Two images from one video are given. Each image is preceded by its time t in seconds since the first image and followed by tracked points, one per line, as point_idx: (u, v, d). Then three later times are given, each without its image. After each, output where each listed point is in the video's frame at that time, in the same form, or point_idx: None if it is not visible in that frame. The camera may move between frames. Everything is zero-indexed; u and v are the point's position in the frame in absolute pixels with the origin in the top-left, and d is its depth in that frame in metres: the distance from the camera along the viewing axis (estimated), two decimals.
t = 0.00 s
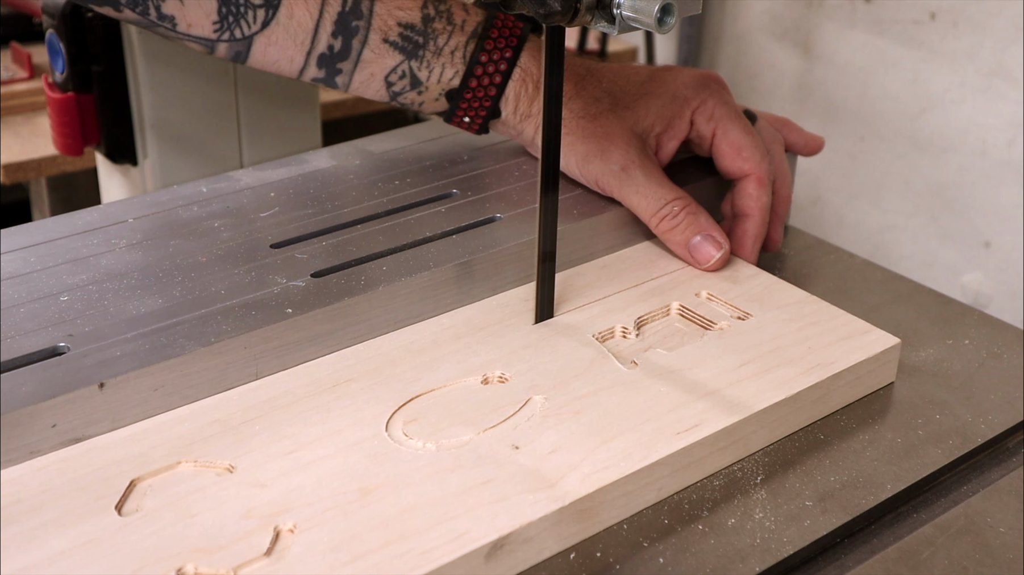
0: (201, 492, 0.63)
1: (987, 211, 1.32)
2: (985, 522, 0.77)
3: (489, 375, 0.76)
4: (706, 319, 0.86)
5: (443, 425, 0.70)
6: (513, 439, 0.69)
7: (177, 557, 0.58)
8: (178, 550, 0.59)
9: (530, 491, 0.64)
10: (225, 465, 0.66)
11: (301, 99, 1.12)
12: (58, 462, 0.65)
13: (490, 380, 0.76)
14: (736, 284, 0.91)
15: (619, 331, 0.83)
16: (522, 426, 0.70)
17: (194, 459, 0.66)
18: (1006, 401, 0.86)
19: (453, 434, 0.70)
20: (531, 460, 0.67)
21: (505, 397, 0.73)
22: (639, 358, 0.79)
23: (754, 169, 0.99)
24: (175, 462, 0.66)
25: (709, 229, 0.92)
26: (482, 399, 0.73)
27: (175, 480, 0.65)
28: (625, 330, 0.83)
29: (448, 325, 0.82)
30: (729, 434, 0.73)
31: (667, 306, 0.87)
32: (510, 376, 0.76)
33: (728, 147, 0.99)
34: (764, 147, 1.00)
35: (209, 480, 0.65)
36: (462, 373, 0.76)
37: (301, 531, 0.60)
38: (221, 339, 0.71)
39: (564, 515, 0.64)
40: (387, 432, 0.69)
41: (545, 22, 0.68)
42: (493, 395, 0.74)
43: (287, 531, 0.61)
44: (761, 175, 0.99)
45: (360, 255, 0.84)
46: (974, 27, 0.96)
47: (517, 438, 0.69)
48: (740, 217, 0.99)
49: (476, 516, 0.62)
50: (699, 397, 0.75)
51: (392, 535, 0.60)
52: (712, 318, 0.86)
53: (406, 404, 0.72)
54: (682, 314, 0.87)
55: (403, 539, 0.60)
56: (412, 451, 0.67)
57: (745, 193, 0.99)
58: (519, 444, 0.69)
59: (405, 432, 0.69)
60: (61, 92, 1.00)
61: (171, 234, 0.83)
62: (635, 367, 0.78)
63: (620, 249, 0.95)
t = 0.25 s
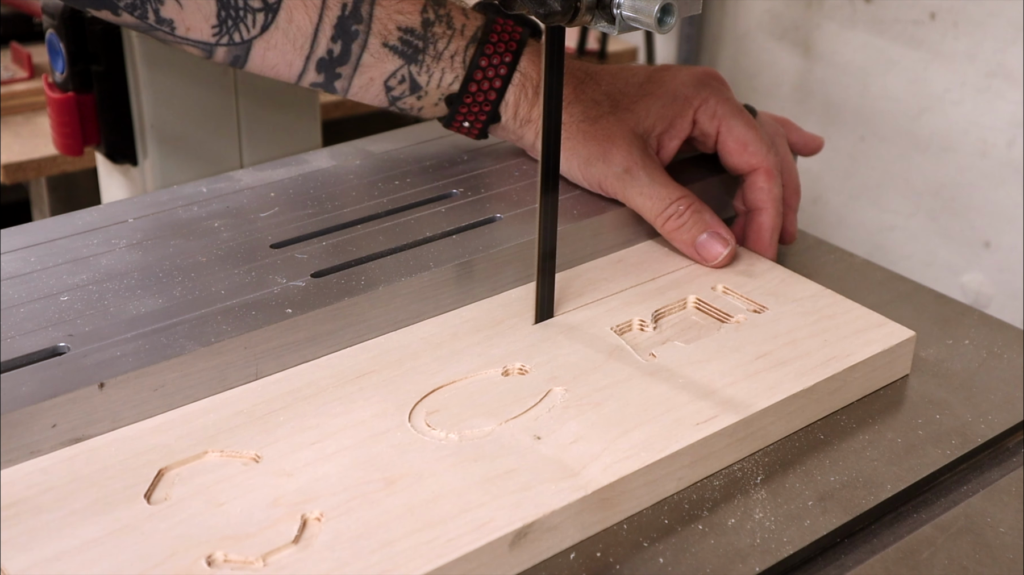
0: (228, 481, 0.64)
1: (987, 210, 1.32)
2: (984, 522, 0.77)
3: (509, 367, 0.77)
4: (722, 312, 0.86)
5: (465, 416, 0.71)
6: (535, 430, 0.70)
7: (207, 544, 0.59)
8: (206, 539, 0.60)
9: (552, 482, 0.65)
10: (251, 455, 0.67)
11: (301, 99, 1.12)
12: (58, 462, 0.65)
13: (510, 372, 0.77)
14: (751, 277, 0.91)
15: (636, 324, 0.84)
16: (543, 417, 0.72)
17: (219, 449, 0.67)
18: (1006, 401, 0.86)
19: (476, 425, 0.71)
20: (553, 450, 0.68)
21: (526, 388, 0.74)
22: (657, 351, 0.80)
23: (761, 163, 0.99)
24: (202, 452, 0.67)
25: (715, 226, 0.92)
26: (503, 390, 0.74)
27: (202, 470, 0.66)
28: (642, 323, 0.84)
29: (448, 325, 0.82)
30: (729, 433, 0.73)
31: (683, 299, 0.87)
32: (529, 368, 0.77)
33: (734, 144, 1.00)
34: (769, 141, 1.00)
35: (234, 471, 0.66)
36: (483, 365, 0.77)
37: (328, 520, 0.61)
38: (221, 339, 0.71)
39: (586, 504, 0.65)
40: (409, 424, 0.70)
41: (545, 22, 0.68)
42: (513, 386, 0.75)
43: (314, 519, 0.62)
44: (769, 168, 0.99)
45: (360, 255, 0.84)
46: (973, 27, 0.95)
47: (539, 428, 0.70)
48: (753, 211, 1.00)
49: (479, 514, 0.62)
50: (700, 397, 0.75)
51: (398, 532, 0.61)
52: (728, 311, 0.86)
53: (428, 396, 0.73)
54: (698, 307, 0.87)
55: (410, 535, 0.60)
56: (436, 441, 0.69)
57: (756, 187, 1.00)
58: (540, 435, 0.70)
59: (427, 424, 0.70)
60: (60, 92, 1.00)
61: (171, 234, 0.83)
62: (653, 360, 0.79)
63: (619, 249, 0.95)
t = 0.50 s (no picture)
0: (257, 470, 0.65)
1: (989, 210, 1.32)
2: (984, 522, 0.77)
3: (530, 359, 0.78)
4: (739, 305, 0.87)
5: (488, 406, 0.72)
6: (558, 420, 0.71)
7: (238, 531, 0.60)
8: (236, 526, 0.61)
9: (575, 470, 0.67)
10: (278, 444, 0.68)
11: (302, 101, 1.12)
12: (58, 462, 0.65)
13: (530, 363, 0.78)
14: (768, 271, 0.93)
15: (654, 317, 0.85)
16: (565, 408, 0.73)
17: (246, 439, 0.68)
18: (1006, 401, 0.86)
19: (498, 415, 0.72)
20: (576, 440, 0.69)
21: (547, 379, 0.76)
22: (676, 342, 0.81)
23: (773, 168, 0.99)
24: (229, 441, 0.68)
25: (713, 233, 0.90)
26: (524, 381, 0.75)
27: (229, 459, 0.67)
28: (660, 316, 0.85)
29: (448, 325, 0.82)
30: (729, 433, 0.73)
31: (700, 292, 0.89)
32: (550, 360, 0.78)
33: (741, 152, 0.99)
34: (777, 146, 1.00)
35: (261, 459, 0.67)
36: (505, 356, 0.78)
37: (356, 507, 0.62)
38: (221, 339, 0.71)
39: (609, 493, 0.66)
40: (433, 413, 0.71)
41: (545, 22, 0.68)
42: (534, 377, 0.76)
43: (342, 507, 0.63)
44: (782, 171, 0.99)
45: (360, 255, 0.84)
46: (973, 27, 0.95)
47: (561, 419, 0.71)
48: (779, 214, 1.00)
49: (483, 511, 0.63)
50: (700, 397, 0.75)
51: (404, 529, 0.61)
52: (745, 304, 0.88)
53: (450, 386, 0.74)
54: (715, 301, 0.89)
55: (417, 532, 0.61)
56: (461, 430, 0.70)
57: (773, 189, 0.99)
58: (563, 425, 0.71)
59: (450, 414, 0.71)
60: (60, 92, 1.00)
61: (171, 234, 0.83)
62: (671, 351, 0.80)
63: (619, 250, 0.95)
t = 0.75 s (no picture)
0: (279, 461, 0.66)
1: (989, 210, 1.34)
2: (984, 522, 0.77)
3: (547, 352, 0.79)
4: (753, 299, 0.89)
5: (507, 399, 0.73)
6: (576, 412, 0.72)
7: (263, 521, 0.61)
8: (261, 516, 0.62)
9: (594, 461, 0.68)
10: (299, 436, 0.69)
11: (301, 100, 1.13)
12: (58, 462, 0.65)
13: (548, 357, 0.79)
14: (782, 265, 0.94)
15: (669, 311, 0.86)
16: (583, 400, 0.74)
17: (268, 431, 0.69)
18: (1006, 401, 0.86)
19: (517, 408, 0.73)
20: (595, 432, 0.71)
21: (565, 373, 0.77)
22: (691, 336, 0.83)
23: (779, 166, 1.00)
24: (252, 434, 0.69)
25: (716, 232, 0.90)
26: (543, 374, 0.76)
27: (251, 451, 0.68)
28: (675, 310, 0.86)
29: (447, 325, 0.82)
30: (729, 432, 0.73)
31: (714, 287, 0.90)
32: (567, 353, 0.79)
33: (747, 152, 1.00)
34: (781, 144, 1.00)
35: (284, 450, 0.67)
36: (522, 350, 0.79)
37: (378, 498, 0.63)
38: (221, 339, 0.71)
39: (627, 483, 0.67)
40: (452, 406, 0.72)
41: (545, 22, 0.68)
42: (552, 371, 0.77)
43: (365, 498, 0.64)
44: (787, 167, 1.00)
45: (360, 255, 0.84)
46: (973, 27, 0.95)
47: (579, 411, 0.72)
48: (786, 211, 1.00)
49: (487, 510, 0.63)
50: (701, 397, 0.75)
51: (408, 528, 0.61)
52: (759, 298, 0.89)
53: (469, 379, 0.75)
54: (729, 295, 0.90)
55: (421, 529, 0.61)
56: (480, 422, 0.71)
57: (782, 186, 0.99)
58: (581, 417, 0.72)
59: (469, 406, 0.72)
60: (61, 92, 0.99)
61: (171, 234, 0.83)
62: (688, 345, 0.81)
63: (619, 250, 0.95)
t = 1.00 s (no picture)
0: (307, 450, 0.67)
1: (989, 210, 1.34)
2: (985, 522, 0.77)
3: (568, 344, 0.80)
4: (770, 292, 0.90)
5: (529, 389, 0.75)
6: (598, 402, 0.73)
7: (292, 508, 0.62)
8: (289, 503, 0.63)
9: (617, 450, 0.69)
10: (325, 426, 0.69)
11: (302, 102, 1.13)
12: (58, 462, 0.65)
13: (568, 348, 0.80)
14: (798, 259, 0.96)
15: (687, 304, 0.87)
16: (604, 390, 0.75)
17: (294, 421, 0.70)
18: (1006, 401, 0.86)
19: (540, 398, 0.74)
20: (616, 421, 0.72)
21: (586, 363, 0.78)
22: (710, 329, 0.84)
23: (785, 161, 1.00)
24: (279, 422, 0.70)
25: (717, 233, 0.91)
26: (564, 365, 0.78)
27: (278, 441, 0.68)
28: (693, 302, 0.87)
29: (447, 325, 0.82)
30: (728, 432, 0.73)
31: (731, 280, 0.91)
32: (587, 345, 0.80)
33: (753, 151, 1.00)
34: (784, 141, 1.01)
35: (311, 439, 0.68)
36: (543, 342, 0.80)
37: (405, 486, 0.64)
38: (221, 339, 0.71)
39: (650, 472, 0.68)
40: (475, 396, 0.73)
41: (545, 22, 0.68)
42: (574, 362, 0.78)
43: (392, 486, 0.65)
44: (794, 161, 1.00)
45: (361, 255, 0.84)
46: (973, 27, 0.95)
47: (602, 401, 0.74)
48: (797, 204, 1.00)
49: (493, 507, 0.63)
50: (702, 397, 0.75)
51: (414, 526, 0.61)
52: (776, 291, 0.90)
53: (492, 369, 0.76)
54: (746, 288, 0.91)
55: (428, 526, 0.61)
56: (504, 411, 0.72)
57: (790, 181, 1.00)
58: (603, 407, 0.73)
59: (492, 396, 0.73)
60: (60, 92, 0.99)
61: (171, 233, 0.83)
62: (707, 337, 0.82)
63: (619, 250, 0.95)
